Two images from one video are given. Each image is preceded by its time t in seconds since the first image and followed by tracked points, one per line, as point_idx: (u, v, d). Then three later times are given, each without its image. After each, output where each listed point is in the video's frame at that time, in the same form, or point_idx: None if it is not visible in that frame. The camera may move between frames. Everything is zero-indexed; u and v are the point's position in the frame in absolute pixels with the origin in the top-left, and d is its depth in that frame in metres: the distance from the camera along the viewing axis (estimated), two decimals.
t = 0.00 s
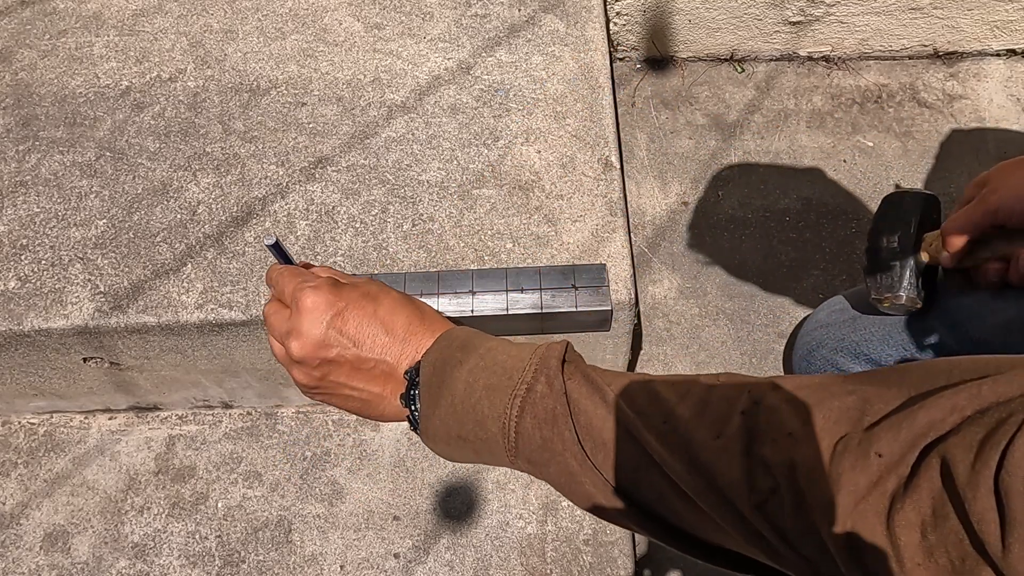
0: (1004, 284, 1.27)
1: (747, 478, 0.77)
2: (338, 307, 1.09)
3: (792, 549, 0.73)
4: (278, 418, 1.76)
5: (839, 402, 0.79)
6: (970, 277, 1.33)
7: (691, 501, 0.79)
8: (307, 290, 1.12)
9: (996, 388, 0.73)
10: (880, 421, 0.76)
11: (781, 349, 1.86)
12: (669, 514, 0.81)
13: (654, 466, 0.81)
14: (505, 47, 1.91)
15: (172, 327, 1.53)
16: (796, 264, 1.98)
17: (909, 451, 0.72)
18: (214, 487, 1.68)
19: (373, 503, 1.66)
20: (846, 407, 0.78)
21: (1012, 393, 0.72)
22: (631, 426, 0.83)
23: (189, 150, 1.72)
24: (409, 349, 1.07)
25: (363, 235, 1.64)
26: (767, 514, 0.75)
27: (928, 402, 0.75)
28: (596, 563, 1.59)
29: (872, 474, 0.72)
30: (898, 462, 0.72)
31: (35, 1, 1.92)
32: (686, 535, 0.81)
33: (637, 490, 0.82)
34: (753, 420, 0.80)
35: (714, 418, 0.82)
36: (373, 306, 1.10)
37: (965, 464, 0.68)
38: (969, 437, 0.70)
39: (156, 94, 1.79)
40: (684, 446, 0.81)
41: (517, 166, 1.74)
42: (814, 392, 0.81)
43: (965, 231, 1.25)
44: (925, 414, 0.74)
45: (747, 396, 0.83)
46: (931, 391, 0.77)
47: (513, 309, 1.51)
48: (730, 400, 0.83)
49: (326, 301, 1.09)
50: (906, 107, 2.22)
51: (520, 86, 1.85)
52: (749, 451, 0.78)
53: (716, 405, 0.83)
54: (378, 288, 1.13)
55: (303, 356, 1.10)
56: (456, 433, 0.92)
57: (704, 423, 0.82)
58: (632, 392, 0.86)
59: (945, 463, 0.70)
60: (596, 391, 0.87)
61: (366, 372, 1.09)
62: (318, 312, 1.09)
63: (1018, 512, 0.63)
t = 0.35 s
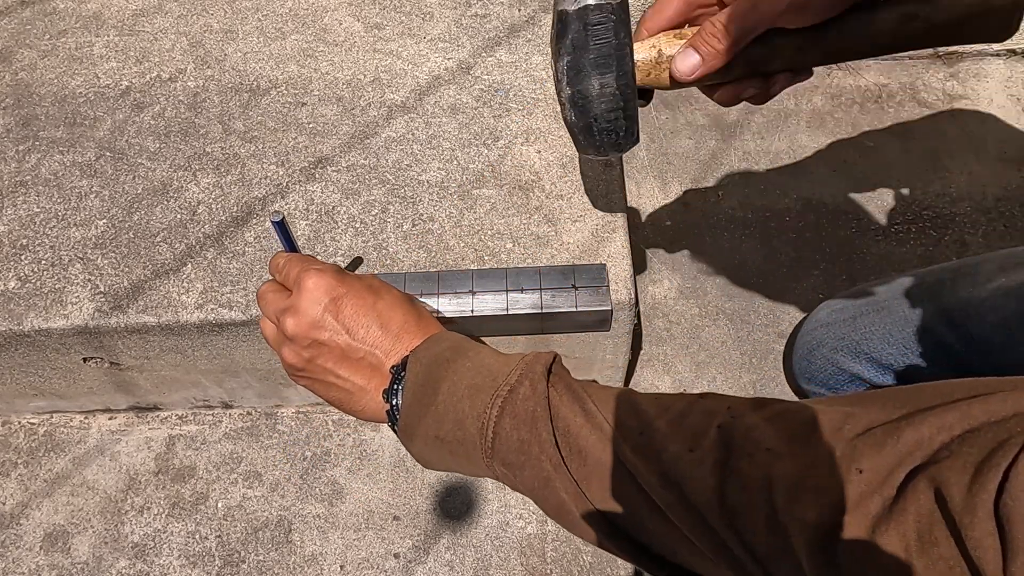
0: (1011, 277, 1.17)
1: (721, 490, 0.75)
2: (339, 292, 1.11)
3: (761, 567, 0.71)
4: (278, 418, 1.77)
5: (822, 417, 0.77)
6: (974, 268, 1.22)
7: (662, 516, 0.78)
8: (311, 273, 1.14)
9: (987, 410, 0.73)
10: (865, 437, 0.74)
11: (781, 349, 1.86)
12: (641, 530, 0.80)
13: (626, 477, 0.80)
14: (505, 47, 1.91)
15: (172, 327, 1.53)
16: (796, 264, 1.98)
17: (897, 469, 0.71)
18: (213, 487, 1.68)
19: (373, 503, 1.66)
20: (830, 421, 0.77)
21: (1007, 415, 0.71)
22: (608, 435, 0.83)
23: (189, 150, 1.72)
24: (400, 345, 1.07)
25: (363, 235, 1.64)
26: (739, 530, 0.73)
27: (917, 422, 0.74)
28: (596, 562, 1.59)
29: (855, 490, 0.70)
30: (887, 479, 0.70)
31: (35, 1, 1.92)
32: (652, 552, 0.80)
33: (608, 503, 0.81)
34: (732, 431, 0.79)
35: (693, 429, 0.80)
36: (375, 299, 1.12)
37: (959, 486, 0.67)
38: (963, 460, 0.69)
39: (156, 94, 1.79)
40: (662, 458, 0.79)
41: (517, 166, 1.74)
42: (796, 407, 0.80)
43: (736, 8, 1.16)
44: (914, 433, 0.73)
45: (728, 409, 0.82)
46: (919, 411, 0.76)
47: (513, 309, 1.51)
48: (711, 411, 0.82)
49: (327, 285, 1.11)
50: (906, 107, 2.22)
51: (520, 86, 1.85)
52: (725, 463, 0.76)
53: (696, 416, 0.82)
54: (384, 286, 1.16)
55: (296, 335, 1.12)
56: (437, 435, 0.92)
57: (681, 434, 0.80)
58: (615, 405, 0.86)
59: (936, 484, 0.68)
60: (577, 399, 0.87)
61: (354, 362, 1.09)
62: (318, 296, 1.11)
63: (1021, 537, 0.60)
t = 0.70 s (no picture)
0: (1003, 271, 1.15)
1: (722, 493, 0.74)
2: (342, 286, 1.09)
3: (759, 572, 0.71)
4: (278, 418, 1.77)
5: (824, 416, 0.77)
6: (967, 263, 1.21)
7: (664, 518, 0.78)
8: (315, 265, 1.11)
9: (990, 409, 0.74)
10: (866, 439, 0.74)
11: (781, 350, 1.86)
12: (641, 531, 0.80)
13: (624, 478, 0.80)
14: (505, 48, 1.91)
15: (172, 327, 1.53)
16: (796, 264, 1.98)
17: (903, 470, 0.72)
18: (213, 487, 1.68)
19: (373, 503, 1.66)
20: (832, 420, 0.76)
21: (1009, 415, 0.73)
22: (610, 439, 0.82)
23: (189, 150, 1.73)
24: (405, 340, 1.05)
25: (363, 235, 1.64)
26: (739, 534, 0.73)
27: (922, 422, 0.74)
28: (596, 562, 1.59)
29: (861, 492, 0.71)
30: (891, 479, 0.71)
31: (35, 1, 1.92)
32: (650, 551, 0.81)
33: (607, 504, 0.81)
34: (734, 431, 0.78)
35: (694, 428, 0.79)
36: (378, 294, 1.10)
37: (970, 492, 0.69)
38: (973, 465, 0.71)
39: (156, 94, 1.79)
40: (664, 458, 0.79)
41: (516, 166, 1.74)
42: (796, 406, 0.79)
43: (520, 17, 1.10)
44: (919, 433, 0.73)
45: (729, 408, 0.81)
46: (921, 407, 0.76)
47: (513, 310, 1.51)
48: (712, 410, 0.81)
49: (332, 278, 1.09)
50: (906, 107, 2.22)
51: (520, 85, 1.85)
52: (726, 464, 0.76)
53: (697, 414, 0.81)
54: (386, 281, 1.14)
55: (297, 328, 1.09)
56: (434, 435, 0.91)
57: (682, 434, 0.79)
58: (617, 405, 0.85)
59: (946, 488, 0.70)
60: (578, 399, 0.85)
61: (357, 357, 1.07)
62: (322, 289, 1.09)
63: None
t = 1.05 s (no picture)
0: (999, 269, 1.16)
1: (714, 495, 0.74)
2: (335, 286, 1.09)
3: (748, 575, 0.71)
4: (278, 418, 1.77)
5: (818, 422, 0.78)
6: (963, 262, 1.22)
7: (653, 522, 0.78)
8: (309, 266, 1.12)
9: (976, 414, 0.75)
10: (857, 444, 0.75)
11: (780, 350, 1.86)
12: (627, 536, 0.80)
13: (614, 481, 0.79)
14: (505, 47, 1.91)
15: (172, 327, 1.53)
16: (796, 264, 1.98)
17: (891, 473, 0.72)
18: (214, 487, 1.68)
19: (373, 503, 1.66)
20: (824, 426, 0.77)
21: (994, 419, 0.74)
22: (603, 444, 0.81)
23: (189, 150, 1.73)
24: (397, 340, 1.04)
25: (363, 235, 1.64)
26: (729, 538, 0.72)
27: (909, 424, 0.75)
28: (596, 562, 1.59)
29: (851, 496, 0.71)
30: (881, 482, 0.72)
31: (35, 1, 1.92)
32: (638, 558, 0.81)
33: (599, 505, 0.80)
34: (727, 435, 0.78)
35: (689, 433, 0.79)
36: (373, 293, 1.10)
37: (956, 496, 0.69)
38: (959, 469, 0.71)
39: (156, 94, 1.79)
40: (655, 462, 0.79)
41: (517, 166, 1.74)
42: (790, 413, 0.80)
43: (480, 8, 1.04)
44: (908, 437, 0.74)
45: (725, 414, 0.81)
46: (909, 412, 0.77)
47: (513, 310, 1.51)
48: (708, 415, 0.82)
49: (325, 278, 1.09)
50: (906, 107, 2.22)
51: (520, 85, 1.85)
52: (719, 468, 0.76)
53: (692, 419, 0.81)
54: (382, 281, 1.13)
55: (292, 329, 1.10)
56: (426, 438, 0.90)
57: (675, 438, 0.80)
58: (610, 409, 0.84)
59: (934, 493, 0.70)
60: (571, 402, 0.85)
61: (351, 356, 1.07)
62: (315, 289, 1.09)
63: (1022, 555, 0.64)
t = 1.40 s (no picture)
0: (998, 267, 1.14)
1: (706, 488, 0.74)
2: (310, 293, 1.11)
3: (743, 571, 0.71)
4: (278, 418, 1.77)
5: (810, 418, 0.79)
6: (963, 260, 1.21)
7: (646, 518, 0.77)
8: (287, 274, 1.14)
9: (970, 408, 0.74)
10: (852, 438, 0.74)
11: (780, 349, 1.86)
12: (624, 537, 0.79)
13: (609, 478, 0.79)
14: (505, 47, 1.91)
15: (172, 327, 1.53)
16: (796, 264, 1.98)
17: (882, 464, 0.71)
18: (213, 487, 1.68)
19: (373, 503, 1.66)
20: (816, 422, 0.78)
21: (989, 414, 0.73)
22: (593, 443, 0.81)
23: (189, 150, 1.72)
24: (375, 345, 1.05)
25: (363, 235, 1.64)
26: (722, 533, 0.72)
27: (905, 419, 0.75)
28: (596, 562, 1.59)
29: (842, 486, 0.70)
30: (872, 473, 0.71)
31: (35, 1, 1.92)
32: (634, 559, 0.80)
33: (592, 506, 0.79)
34: (720, 430, 0.78)
35: (681, 428, 0.80)
36: (348, 299, 1.11)
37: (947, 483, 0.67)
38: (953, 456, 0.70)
39: (157, 94, 1.79)
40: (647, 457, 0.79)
41: (516, 166, 1.74)
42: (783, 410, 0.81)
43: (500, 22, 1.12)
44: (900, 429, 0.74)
45: (717, 409, 0.82)
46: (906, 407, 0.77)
47: (513, 321, 1.50)
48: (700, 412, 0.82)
49: (301, 285, 1.12)
50: (906, 107, 2.22)
51: (520, 85, 1.85)
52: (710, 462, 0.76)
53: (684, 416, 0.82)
54: (360, 285, 1.15)
55: (269, 339, 1.12)
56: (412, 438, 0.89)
57: (669, 434, 0.80)
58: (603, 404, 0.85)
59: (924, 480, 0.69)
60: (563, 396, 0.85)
61: (329, 363, 1.08)
62: (293, 296, 1.12)
63: (1014, 535, 0.61)
